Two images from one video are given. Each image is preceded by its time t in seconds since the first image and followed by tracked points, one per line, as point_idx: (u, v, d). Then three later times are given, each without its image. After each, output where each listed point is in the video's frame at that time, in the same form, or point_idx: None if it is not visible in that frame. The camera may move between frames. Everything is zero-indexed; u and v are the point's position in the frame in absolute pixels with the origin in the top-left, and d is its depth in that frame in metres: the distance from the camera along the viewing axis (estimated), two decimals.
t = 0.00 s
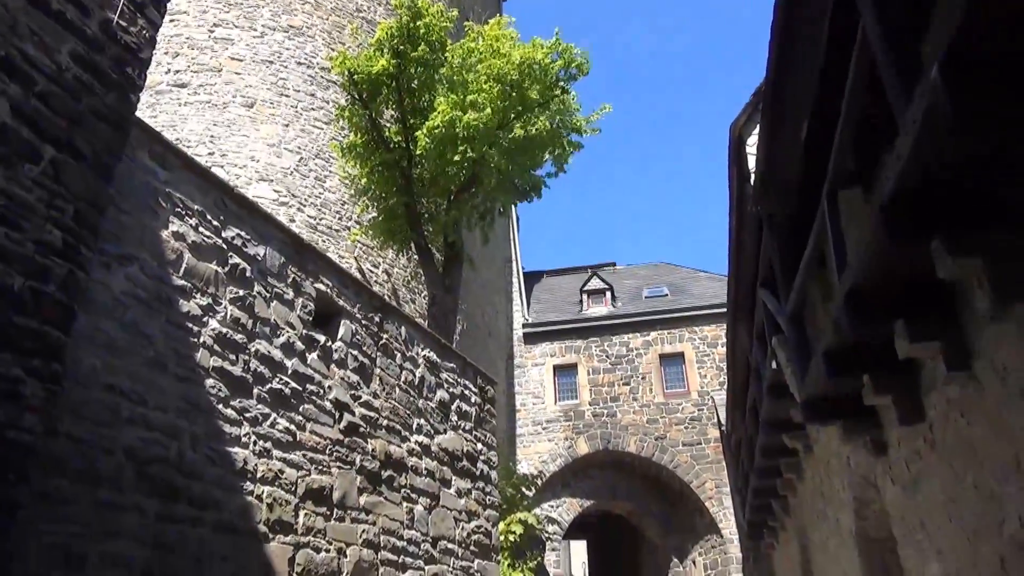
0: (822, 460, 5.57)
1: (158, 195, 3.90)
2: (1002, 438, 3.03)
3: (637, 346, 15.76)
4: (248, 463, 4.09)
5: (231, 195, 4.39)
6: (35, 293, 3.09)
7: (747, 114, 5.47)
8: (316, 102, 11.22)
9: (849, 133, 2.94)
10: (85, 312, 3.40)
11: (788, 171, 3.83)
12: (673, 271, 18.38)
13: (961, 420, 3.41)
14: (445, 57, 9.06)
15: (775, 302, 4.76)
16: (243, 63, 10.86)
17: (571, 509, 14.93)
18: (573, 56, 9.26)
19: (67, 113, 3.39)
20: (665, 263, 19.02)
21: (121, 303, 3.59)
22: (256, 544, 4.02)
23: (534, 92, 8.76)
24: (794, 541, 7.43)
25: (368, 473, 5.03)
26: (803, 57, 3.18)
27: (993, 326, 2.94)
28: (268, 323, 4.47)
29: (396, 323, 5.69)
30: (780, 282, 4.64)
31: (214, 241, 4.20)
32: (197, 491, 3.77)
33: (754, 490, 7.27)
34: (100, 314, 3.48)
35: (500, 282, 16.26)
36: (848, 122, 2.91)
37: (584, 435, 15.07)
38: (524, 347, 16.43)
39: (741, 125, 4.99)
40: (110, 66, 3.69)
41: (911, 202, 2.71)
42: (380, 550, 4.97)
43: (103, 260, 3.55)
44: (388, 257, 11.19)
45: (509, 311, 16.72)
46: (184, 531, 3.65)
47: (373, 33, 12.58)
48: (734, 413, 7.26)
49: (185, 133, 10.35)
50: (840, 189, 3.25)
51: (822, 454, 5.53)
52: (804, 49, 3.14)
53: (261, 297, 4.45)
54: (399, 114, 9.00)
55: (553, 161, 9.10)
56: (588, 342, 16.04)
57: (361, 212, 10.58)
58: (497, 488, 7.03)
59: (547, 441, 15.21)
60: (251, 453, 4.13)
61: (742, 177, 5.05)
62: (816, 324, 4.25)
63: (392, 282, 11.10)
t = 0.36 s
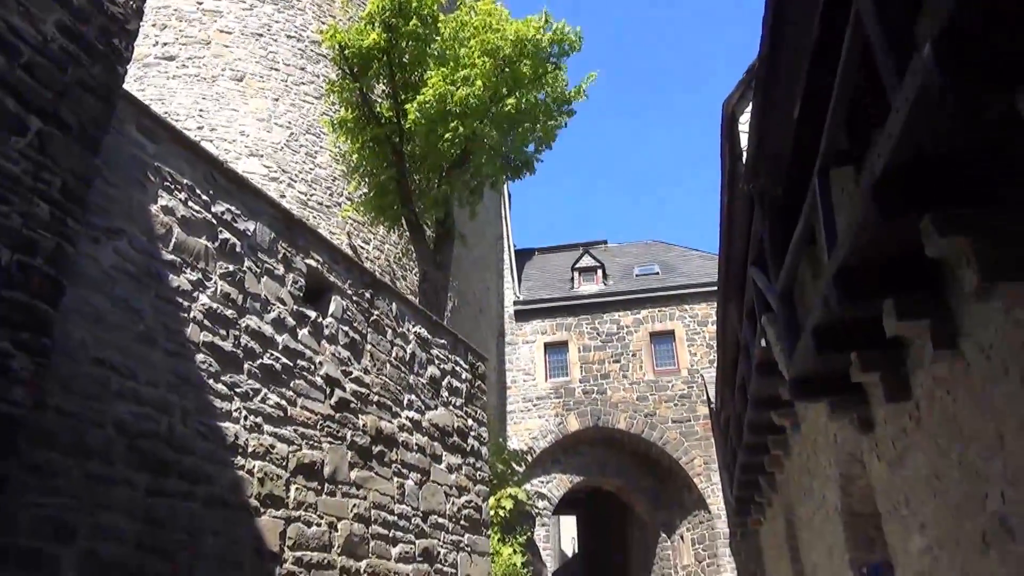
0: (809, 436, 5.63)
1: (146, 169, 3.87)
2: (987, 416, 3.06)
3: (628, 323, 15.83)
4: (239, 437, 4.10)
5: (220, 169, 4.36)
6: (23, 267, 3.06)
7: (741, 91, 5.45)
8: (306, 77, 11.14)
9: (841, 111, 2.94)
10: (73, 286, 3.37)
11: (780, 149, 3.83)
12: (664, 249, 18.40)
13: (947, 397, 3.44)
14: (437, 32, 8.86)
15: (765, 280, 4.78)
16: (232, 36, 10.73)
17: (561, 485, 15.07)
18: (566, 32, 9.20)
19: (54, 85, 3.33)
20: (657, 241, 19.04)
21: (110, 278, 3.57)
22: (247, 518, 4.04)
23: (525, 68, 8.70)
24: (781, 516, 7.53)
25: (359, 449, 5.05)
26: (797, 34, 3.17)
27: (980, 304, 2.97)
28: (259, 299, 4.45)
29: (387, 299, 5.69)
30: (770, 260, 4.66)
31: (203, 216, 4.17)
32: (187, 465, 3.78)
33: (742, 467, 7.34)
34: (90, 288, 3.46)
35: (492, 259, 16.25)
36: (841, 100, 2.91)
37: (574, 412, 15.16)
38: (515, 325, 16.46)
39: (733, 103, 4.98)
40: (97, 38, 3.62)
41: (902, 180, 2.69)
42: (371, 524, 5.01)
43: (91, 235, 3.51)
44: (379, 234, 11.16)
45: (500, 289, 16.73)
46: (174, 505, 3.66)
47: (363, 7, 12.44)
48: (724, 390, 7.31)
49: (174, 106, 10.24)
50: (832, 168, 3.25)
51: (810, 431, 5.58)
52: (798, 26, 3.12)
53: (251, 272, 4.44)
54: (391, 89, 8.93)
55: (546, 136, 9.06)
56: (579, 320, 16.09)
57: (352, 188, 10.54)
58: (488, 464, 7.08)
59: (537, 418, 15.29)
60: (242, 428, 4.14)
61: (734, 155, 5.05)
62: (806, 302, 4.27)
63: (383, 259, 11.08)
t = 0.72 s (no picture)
0: (796, 416, 5.69)
1: (133, 146, 3.83)
2: (970, 396, 3.10)
3: (617, 304, 15.90)
4: (228, 416, 4.11)
5: (208, 146, 4.34)
6: (10, 245, 3.03)
7: (731, 71, 5.45)
8: (295, 54, 11.07)
9: (832, 91, 2.95)
10: (60, 264, 3.34)
11: (771, 129, 3.84)
12: (654, 230, 18.43)
13: (931, 378, 3.48)
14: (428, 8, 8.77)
15: (754, 260, 4.80)
16: (219, 12, 10.60)
17: (550, 464, 15.16)
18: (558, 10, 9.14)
19: (39, 61, 3.27)
20: (647, 222, 19.06)
21: (97, 256, 3.54)
22: (237, 496, 4.06)
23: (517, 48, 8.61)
24: (767, 495, 7.62)
25: (348, 428, 5.07)
26: (789, 13, 3.16)
27: (965, 285, 3.00)
28: (248, 278, 4.44)
29: (376, 279, 5.68)
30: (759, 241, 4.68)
31: (191, 193, 4.14)
32: (177, 443, 3.78)
33: (729, 446, 7.42)
34: (77, 266, 3.43)
35: (481, 239, 16.22)
36: (832, 81, 2.91)
37: (563, 392, 15.24)
38: (505, 305, 16.48)
39: (724, 84, 4.98)
40: (81, 13, 3.56)
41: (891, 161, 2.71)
42: (361, 502, 5.03)
43: (78, 212, 3.47)
44: (368, 213, 11.11)
45: (490, 269, 16.73)
46: (164, 484, 3.66)
47: None
48: (712, 370, 7.36)
49: (161, 83, 10.11)
50: (821, 149, 3.26)
51: (796, 411, 5.64)
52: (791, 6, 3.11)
53: (240, 251, 4.42)
54: (381, 67, 8.86)
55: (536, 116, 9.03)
56: (568, 300, 16.13)
57: (341, 167, 10.48)
58: (477, 443, 7.12)
59: (526, 398, 15.35)
60: (231, 406, 4.14)
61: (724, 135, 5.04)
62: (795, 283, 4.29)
63: (372, 239, 11.04)
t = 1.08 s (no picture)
0: (780, 402, 5.74)
1: (117, 128, 3.79)
2: (951, 382, 3.14)
3: (605, 290, 15.95)
4: (214, 400, 4.10)
5: (194, 128, 4.30)
6: None
7: (721, 58, 5.45)
8: (282, 36, 11.02)
9: (820, 80, 2.96)
10: (43, 246, 3.30)
11: (758, 117, 3.86)
12: (642, 216, 18.47)
13: (914, 365, 3.52)
14: None
15: (740, 248, 4.82)
16: None
17: (536, 450, 15.23)
18: None
19: (22, 39, 3.21)
20: (635, 209, 19.08)
21: (82, 238, 3.50)
22: (222, 479, 4.05)
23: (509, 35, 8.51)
24: (751, 480, 7.70)
25: (335, 412, 5.07)
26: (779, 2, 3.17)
27: (949, 274, 3.03)
28: (234, 261, 4.41)
29: (363, 263, 5.67)
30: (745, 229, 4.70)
31: (176, 176, 4.11)
32: (162, 426, 3.77)
33: (715, 432, 7.47)
34: (61, 248, 3.39)
35: (469, 225, 16.20)
36: (819, 70, 2.92)
37: (550, 378, 15.28)
38: (492, 291, 16.47)
39: (712, 72, 4.98)
40: None
41: (877, 152, 2.74)
42: (347, 486, 5.04)
43: (63, 194, 3.43)
44: (355, 198, 11.06)
45: (478, 254, 16.72)
46: (150, 467, 3.65)
47: None
48: (699, 356, 7.40)
49: (146, 64, 9.99)
50: (808, 138, 3.28)
51: (780, 397, 5.69)
52: None
53: (226, 234, 4.39)
54: (369, 51, 8.78)
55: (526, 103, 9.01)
56: (556, 287, 16.16)
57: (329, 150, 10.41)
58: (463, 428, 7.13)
59: (513, 384, 15.39)
60: (217, 390, 4.13)
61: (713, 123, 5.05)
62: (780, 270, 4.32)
63: (360, 223, 10.98)
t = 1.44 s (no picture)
0: (763, 386, 5.79)
1: (101, 99, 3.74)
2: (932, 367, 3.18)
3: (592, 274, 15.98)
4: (198, 376, 4.08)
5: (179, 102, 4.25)
6: None
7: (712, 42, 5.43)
8: (270, 12, 10.95)
9: (809, 64, 2.97)
10: (24, 217, 3.26)
11: (747, 101, 3.86)
12: (631, 200, 18.48)
13: (896, 350, 3.55)
14: None
15: (727, 232, 4.84)
16: None
17: (521, 431, 15.30)
18: None
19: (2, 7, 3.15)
20: (624, 193, 19.09)
21: (63, 211, 3.46)
22: (206, 456, 4.04)
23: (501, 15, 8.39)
24: (734, 462, 7.77)
25: (320, 390, 5.06)
26: None
27: (932, 260, 3.05)
28: (219, 237, 4.39)
29: (350, 242, 5.65)
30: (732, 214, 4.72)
31: (161, 150, 4.07)
32: (146, 402, 3.75)
33: (699, 415, 7.53)
34: (42, 220, 3.35)
35: (458, 206, 16.16)
36: (809, 54, 2.93)
37: (536, 360, 15.34)
38: (480, 273, 16.47)
39: (703, 55, 4.98)
40: None
41: (864, 136, 2.75)
42: (331, 464, 5.05)
43: (43, 165, 3.39)
44: (343, 176, 11.00)
45: (466, 236, 16.70)
46: (133, 443, 3.64)
47: None
48: (684, 339, 7.44)
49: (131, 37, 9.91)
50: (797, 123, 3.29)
51: (764, 381, 5.74)
52: None
53: (211, 210, 4.36)
54: (357, 29, 8.64)
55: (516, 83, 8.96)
56: (544, 269, 16.17)
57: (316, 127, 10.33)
58: (448, 407, 7.15)
59: (499, 365, 15.44)
60: (201, 366, 4.12)
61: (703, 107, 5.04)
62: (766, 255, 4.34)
63: (347, 202, 10.93)
